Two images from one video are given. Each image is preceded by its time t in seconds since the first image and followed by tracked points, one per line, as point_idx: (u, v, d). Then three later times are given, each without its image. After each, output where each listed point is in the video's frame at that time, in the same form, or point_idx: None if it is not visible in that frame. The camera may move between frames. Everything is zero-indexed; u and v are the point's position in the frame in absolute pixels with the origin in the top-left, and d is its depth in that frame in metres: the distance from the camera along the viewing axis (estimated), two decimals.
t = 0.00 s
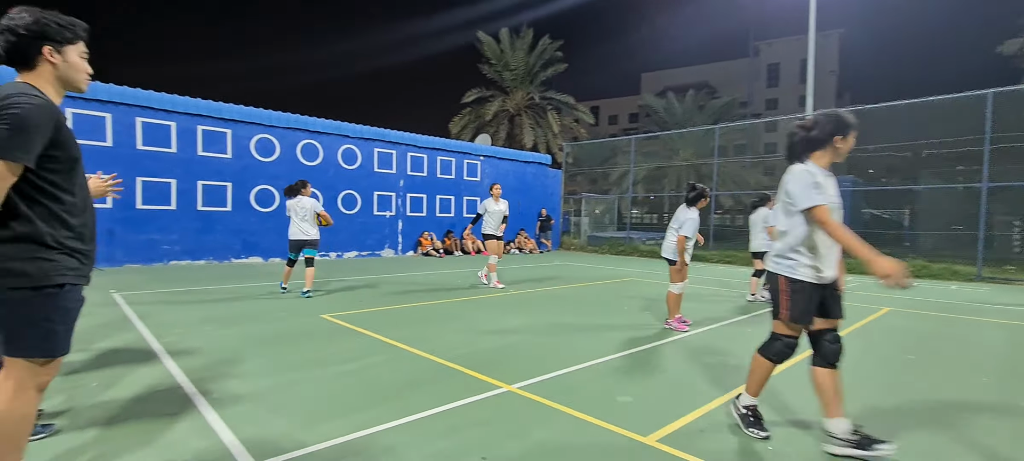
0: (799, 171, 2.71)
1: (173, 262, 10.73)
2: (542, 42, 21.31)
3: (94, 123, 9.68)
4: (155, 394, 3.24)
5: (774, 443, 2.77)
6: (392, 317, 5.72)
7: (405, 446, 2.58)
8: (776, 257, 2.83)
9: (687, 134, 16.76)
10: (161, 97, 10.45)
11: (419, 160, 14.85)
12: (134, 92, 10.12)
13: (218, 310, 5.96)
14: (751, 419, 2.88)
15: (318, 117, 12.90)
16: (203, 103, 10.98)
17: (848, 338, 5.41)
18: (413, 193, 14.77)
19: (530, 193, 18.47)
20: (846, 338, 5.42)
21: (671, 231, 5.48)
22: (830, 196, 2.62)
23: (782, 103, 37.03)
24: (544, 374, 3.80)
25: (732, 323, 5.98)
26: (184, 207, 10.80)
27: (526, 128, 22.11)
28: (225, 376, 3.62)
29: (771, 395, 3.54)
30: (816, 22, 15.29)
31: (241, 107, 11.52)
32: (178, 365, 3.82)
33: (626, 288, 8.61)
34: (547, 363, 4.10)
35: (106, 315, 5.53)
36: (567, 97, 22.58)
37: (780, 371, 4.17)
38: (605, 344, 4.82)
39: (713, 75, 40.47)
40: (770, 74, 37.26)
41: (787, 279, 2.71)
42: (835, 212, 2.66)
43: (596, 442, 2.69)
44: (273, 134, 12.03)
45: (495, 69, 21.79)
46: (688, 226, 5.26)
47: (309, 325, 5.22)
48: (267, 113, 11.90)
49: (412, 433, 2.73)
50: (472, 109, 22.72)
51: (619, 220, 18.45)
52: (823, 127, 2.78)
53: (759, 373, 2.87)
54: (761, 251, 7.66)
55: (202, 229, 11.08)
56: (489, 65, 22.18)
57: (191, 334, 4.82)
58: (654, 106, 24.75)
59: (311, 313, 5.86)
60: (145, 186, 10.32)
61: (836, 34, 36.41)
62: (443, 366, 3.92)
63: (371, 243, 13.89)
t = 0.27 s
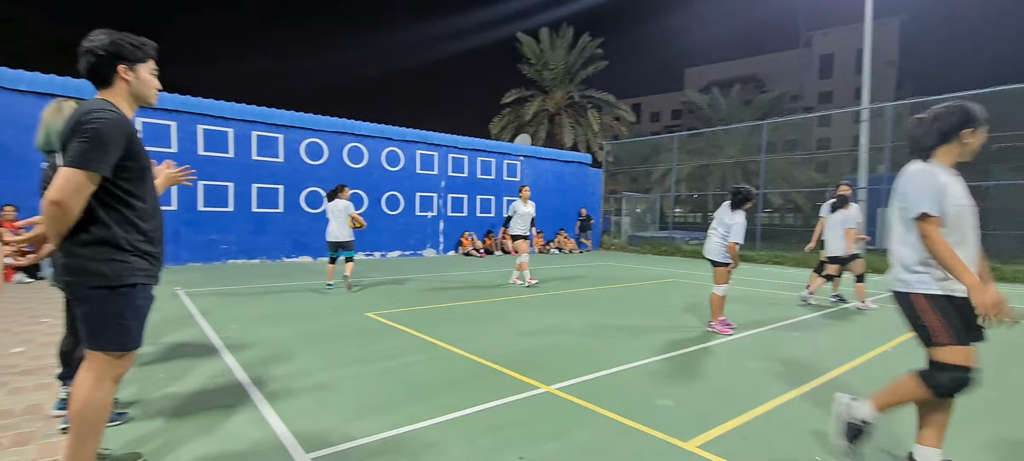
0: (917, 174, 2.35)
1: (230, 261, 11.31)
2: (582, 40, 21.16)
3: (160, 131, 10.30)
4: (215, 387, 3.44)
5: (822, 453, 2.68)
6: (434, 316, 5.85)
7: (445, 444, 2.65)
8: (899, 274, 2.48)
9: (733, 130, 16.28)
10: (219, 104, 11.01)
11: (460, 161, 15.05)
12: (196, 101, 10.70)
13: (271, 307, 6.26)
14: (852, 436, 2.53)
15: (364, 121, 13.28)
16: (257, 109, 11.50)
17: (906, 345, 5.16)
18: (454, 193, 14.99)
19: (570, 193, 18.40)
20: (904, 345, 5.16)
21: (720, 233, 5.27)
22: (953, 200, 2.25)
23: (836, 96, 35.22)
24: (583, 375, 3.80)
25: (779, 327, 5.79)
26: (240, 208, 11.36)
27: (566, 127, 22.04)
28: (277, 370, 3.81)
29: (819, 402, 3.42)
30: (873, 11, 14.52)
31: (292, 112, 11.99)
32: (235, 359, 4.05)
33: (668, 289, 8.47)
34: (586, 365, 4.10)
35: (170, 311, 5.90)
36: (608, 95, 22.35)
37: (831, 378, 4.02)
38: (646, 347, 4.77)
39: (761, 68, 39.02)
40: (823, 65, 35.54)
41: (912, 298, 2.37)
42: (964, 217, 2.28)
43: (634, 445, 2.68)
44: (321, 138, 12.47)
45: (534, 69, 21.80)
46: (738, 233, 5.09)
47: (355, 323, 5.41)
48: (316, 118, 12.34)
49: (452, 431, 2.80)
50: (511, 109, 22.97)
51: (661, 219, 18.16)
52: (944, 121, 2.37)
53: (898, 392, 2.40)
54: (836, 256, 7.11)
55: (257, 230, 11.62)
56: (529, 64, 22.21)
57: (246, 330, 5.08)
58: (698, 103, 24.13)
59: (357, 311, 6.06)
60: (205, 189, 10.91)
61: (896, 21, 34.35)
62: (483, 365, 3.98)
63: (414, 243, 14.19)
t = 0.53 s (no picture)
0: None
1: (297, 261, 11.98)
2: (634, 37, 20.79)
3: (235, 140, 11.04)
4: (287, 382, 3.71)
5: None
6: (488, 317, 5.98)
7: (497, 445, 2.74)
8: None
9: (796, 125, 15.52)
10: (288, 114, 11.65)
11: (512, 162, 15.19)
12: (266, 111, 11.38)
13: (335, 306, 6.61)
14: None
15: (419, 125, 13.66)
16: (321, 117, 12.08)
17: (991, 357, 4.78)
18: (506, 194, 15.15)
19: (623, 192, 18.15)
20: (989, 357, 4.79)
21: (782, 238, 5.05)
22: None
23: (916, 84, 32.40)
24: (634, 380, 3.80)
25: (845, 334, 5.52)
26: (306, 211, 12.00)
27: (618, 125, 21.76)
28: (341, 367, 4.04)
29: (887, 417, 3.26)
30: None
31: (353, 119, 12.50)
32: (303, 356, 4.33)
33: (726, 292, 8.22)
34: (638, 370, 4.09)
35: (246, 308, 6.36)
36: (662, 92, 21.85)
37: (903, 391, 3.80)
38: (701, 352, 4.69)
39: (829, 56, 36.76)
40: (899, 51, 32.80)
41: None
42: None
43: (686, 454, 2.68)
44: (380, 143, 12.95)
45: (586, 68, 21.65)
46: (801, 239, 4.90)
47: (413, 323, 5.63)
48: (375, 124, 12.82)
49: (505, 432, 2.89)
50: (563, 109, 22.94)
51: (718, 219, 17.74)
52: None
53: None
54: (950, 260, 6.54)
55: (321, 231, 12.23)
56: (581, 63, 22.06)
57: (313, 327, 5.40)
58: (759, 96, 23.13)
59: (414, 311, 6.29)
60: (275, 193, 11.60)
61: None
62: (535, 368, 4.06)
63: (467, 243, 14.47)
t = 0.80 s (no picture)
0: None
1: (349, 256, 12.45)
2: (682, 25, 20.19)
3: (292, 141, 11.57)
4: (344, 375, 3.92)
5: None
6: (533, 313, 6.06)
7: (543, 442, 2.82)
8: None
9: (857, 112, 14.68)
10: (339, 114, 12.09)
11: (556, 157, 15.16)
12: (320, 112, 11.85)
13: (387, 300, 6.86)
14: None
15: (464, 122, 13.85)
16: (371, 117, 12.46)
17: None
18: (551, 189, 15.15)
19: (671, 185, 17.76)
20: None
21: (833, 233, 4.93)
22: None
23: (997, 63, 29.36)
24: (681, 381, 3.79)
25: (910, 336, 5.25)
26: (357, 208, 12.43)
27: (665, 116, 21.28)
28: (393, 362, 4.22)
29: (956, 427, 3.09)
30: None
31: (401, 118, 12.83)
32: (357, 350, 4.56)
33: (779, 289, 7.96)
34: (685, 370, 4.07)
35: (303, 302, 6.69)
36: (711, 81, 21.18)
37: (975, 398, 3.59)
38: (751, 353, 4.60)
39: (896, 36, 34.33)
40: (977, 28, 30.04)
41: None
42: None
43: (734, 458, 2.67)
44: (427, 141, 13.24)
45: (631, 58, 21.23)
46: (852, 232, 4.70)
47: (460, 318, 5.78)
48: (422, 122, 13.11)
49: (551, 430, 2.96)
50: (608, 101, 22.64)
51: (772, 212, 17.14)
52: None
53: None
54: None
55: (371, 227, 12.65)
56: (626, 53, 21.65)
57: (366, 322, 5.63)
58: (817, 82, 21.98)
59: (461, 307, 6.45)
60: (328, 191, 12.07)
61: None
62: (581, 366, 4.11)
63: (512, 238, 14.59)
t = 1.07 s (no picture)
0: None
1: (382, 258, 12.73)
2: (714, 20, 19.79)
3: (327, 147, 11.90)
4: (379, 380, 4.06)
5: None
6: (562, 318, 6.10)
7: (573, 452, 2.87)
8: None
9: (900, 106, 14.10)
10: (371, 120, 12.37)
11: (585, 158, 15.12)
12: (353, 118, 12.14)
13: (419, 304, 7.02)
14: None
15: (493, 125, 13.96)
16: (401, 122, 12.70)
17: None
18: (579, 190, 15.12)
19: (702, 184, 17.45)
20: None
21: (869, 239, 4.89)
22: None
23: None
24: (712, 391, 3.78)
25: (955, 345, 5.06)
26: (389, 211, 12.70)
27: (696, 114, 20.92)
28: (426, 367, 4.34)
29: (1002, 444, 2.99)
30: None
31: (431, 122, 13.03)
32: (392, 354, 4.71)
33: (815, 293, 7.76)
34: (717, 378, 4.04)
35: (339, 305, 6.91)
36: (744, 76, 20.72)
37: None
38: (785, 361, 4.54)
39: (944, 24, 32.69)
40: None
41: None
42: None
43: None
44: (456, 144, 13.41)
45: (661, 55, 20.95)
46: (886, 240, 4.62)
47: (491, 322, 5.88)
48: (451, 126, 13.28)
49: (580, 440, 3.01)
50: (637, 99, 22.39)
51: (809, 211, 16.41)
52: None
53: None
54: None
55: (403, 230, 12.90)
56: (656, 51, 21.38)
57: (399, 325, 5.79)
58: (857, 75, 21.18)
59: (491, 310, 6.55)
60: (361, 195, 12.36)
61: None
62: (610, 373, 4.15)
63: (541, 239, 14.63)
